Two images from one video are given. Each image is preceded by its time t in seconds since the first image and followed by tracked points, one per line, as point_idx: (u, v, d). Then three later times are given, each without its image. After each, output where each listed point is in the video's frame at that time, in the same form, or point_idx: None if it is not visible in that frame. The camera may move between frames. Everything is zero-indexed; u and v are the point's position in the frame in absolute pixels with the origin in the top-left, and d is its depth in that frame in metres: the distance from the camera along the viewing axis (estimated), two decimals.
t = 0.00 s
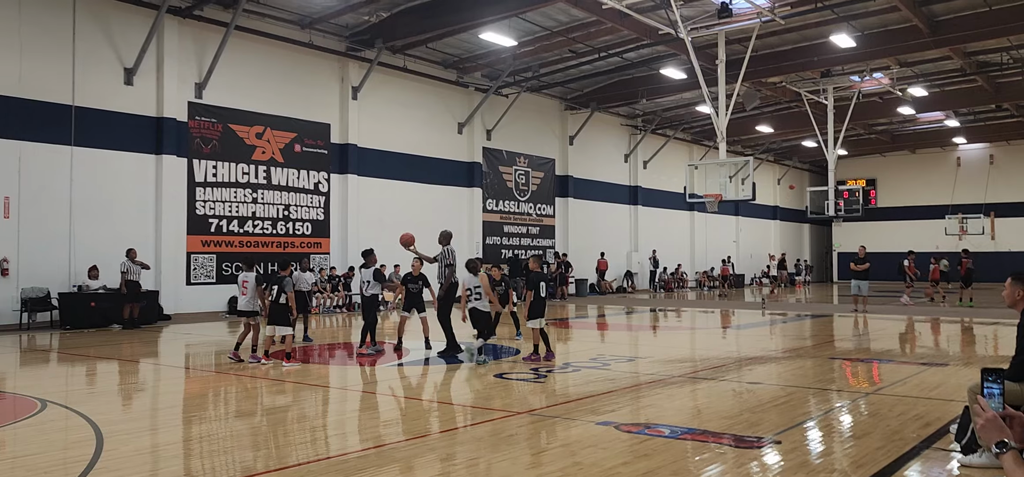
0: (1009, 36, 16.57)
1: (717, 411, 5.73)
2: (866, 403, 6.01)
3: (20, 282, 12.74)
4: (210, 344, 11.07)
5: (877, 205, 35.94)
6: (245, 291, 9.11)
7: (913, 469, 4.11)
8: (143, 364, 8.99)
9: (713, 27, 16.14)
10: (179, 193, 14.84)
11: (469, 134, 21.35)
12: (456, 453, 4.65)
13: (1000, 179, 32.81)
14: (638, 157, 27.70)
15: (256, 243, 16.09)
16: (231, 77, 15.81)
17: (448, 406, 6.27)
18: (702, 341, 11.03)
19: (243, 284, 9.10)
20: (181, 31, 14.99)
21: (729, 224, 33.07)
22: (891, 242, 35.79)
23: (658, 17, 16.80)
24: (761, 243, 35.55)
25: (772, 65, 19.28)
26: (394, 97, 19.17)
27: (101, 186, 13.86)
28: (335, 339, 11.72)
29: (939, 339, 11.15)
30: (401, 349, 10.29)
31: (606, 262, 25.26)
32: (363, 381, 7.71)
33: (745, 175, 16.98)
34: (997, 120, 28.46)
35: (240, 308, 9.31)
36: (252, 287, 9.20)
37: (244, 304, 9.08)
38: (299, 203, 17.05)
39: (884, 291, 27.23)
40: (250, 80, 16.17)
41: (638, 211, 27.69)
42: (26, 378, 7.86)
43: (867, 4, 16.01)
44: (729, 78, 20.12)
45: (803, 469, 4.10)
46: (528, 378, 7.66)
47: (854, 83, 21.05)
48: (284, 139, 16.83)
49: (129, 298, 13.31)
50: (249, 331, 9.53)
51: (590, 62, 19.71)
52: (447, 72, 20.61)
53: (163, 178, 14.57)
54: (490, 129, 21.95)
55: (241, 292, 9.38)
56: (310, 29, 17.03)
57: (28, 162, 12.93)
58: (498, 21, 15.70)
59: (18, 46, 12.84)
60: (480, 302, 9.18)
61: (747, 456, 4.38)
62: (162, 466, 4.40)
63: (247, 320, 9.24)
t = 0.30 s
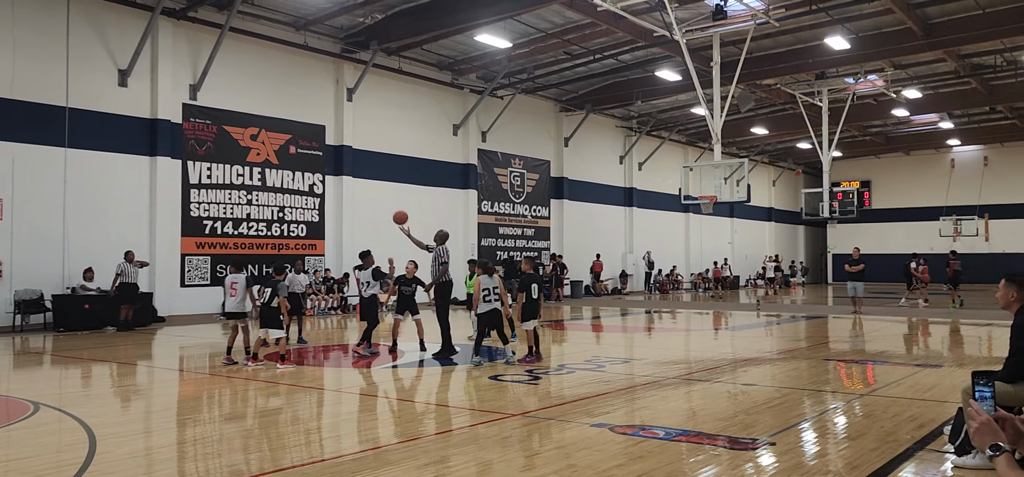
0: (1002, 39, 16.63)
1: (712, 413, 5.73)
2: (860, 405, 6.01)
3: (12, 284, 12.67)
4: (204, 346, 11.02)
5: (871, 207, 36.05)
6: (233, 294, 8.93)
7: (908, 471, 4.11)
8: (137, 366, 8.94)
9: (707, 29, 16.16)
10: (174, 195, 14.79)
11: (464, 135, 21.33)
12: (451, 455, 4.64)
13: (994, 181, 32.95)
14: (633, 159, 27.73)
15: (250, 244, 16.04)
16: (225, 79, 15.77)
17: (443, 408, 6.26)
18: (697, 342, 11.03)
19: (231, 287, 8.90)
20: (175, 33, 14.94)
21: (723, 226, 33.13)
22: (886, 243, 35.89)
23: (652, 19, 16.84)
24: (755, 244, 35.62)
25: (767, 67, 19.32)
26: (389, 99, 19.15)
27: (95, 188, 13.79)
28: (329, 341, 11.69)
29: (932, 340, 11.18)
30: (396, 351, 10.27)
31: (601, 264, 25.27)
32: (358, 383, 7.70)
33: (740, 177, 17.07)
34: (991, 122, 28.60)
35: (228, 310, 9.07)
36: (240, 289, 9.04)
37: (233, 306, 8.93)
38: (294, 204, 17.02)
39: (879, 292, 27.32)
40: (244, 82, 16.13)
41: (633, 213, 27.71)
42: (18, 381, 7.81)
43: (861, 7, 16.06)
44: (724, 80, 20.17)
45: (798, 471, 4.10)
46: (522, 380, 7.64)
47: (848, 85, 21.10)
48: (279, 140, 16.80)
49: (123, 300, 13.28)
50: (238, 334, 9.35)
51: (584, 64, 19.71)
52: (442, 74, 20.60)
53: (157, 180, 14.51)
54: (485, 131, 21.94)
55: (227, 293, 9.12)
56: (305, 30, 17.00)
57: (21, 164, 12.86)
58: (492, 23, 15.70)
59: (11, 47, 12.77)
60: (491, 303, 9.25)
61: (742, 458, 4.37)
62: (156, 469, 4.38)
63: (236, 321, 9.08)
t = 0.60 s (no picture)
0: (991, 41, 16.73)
1: (704, 414, 5.74)
2: (851, 406, 6.05)
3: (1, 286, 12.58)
4: (194, 347, 10.96)
5: (862, 209, 36.22)
6: (212, 297, 8.84)
7: (898, 471, 4.14)
8: (127, 368, 8.89)
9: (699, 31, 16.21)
10: (164, 196, 14.72)
11: (456, 136, 21.31)
12: (443, 457, 4.63)
13: (983, 182, 33.17)
14: (625, 160, 27.77)
15: (242, 246, 15.98)
16: (216, 79, 15.71)
17: (436, 410, 6.25)
18: (689, 344, 11.05)
19: (209, 290, 8.84)
20: (166, 33, 14.87)
21: (715, 227, 33.23)
22: (876, 244, 36.09)
23: (645, 21, 16.87)
24: (747, 246, 35.74)
25: (759, 70, 19.40)
26: (381, 100, 19.12)
27: (85, 189, 13.71)
28: (321, 342, 11.65)
29: (922, 341, 11.23)
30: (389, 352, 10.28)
31: (593, 265, 25.31)
32: (350, 384, 7.69)
33: (732, 178, 17.16)
34: (980, 124, 28.82)
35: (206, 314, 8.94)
36: (219, 293, 8.96)
37: (214, 309, 8.82)
38: (286, 205, 16.96)
39: (869, 294, 27.46)
40: (236, 82, 16.07)
41: (625, 214, 27.76)
42: (6, 383, 7.75)
43: (852, 9, 16.13)
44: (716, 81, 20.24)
45: (789, 472, 4.11)
46: (514, 382, 7.64)
47: (839, 87, 21.18)
48: (271, 141, 16.75)
49: (113, 301, 13.22)
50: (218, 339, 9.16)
51: (577, 65, 19.74)
52: (435, 75, 20.59)
53: (148, 181, 14.44)
54: (477, 132, 21.93)
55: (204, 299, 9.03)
56: (297, 31, 16.95)
57: (10, 164, 12.76)
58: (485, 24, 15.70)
59: None
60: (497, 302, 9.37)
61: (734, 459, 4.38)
62: (145, 472, 4.35)
63: (217, 326, 8.91)
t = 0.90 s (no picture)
0: (986, 44, 16.80)
1: (700, 415, 5.75)
2: (847, 406, 6.06)
3: None
4: (190, 347, 10.93)
5: (858, 210, 36.32)
6: (191, 296, 8.68)
7: (893, 472, 4.15)
8: (122, 368, 8.86)
9: (697, 32, 16.23)
10: (160, 196, 14.68)
11: (453, 137, 21.31)
12: (439, 457, 4.63)
13: (978, 183, 33.29)
14: (622, 160, 27.81)
15: (238, 245, 15.95)
16: (213, 79, 15.67)
17: (432, 410, 6.24)
18: (685, 344, 11.07)
19: (189, 289, 8.70)
20: (162, 32, 14.84)
21: (712, 228, 33.29)
22: (872, 246, 36.19)
23: (642, 22, 16.89)
24: (743, 247, 35.81)
25: (756, 70, 19.43)
26: (378, 100, 19.11)
27: (80, 188, 13.65)
28: (317, 342, 11.64)
29: (918, 342, 11.27)
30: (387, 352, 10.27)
31: (590, 265, 25.33)
32: (346, 385, 7.68)
33: (728, 179, 17.18)
34: (975, 125, 28.95)
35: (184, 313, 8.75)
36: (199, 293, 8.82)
37: (191, 309, 8.65)
38: (282, 205, 16.94)
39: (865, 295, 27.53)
40: (232, 81, 16.03)
41: (621, 215, 27.77)
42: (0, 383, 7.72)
43: (848, 11, 16.18)
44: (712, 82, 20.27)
45: (786, 473, 4.12)
46: (510, 382, 7.65)
47: (836, 88, 21.21)
48: (267, 141, 16.73)
49: (109, 301, 13.17)
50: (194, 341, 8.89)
51: (574, 66, 19.74)
52: (432, 75, 20.57)
53: (144, 180, 14.40)
54: (474, 132, 21.92)
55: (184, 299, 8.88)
56: (294, 30, 16.91)
57: (4, 163, 12.72)
58: (482, 24, 15.70)
59: None
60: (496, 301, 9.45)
61: (730, 460, 4.38)
62: (140, 472, 4.33)
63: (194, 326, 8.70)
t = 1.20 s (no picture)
0: (996, 44, 16.70)
1: (707, 416, 5.73)
2: (855, 408, 6.03)
3: (5, 286, 12.63)
4: (198, 347, 10.99)
5: (866, 211, 36.16)
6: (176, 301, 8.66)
7: (902, 474, 4.12)
8: (131, 368, 8.92)
9: (705, 32, 16.20)
10: (169, 196, 14.76)
11: (461, 137, 21.34)
12: (446, 459, 4.64)
13: (988, 184, 33.08)
14: (630, 161, 27.78)
15: (246, 246, 16.03)
16: (221, 79, 15.75)
17: (440, 411, 6.26)
18: (693, 345, 11.04)
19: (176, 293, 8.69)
20: (171, 33, 14.92)
21: (720, 229, 33.23)
22: (881, 247, 36.02)
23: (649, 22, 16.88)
24: (751, 247, 35.72)
25: (764, 71, 19.35)
26: (386, 100, 19.15)
27: (90, 188, 13.74)
28: (326, 342, 11.68)
29: (927, 344, 11.20)
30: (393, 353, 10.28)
31: (598, 266, 25.33)
32: (353, 385, 7.70)
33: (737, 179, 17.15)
34: (985, 126, 28.77)
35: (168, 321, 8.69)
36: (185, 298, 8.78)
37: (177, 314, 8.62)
38: (290, 205, 17.00)
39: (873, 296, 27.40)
40: (241, 82, 16.10)
41: (629, 216, 27.73)
42: (11, 383, 7.78)
43: (857, 11, 16.13)
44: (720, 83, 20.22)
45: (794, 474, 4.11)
46: (518, 382, 7.66)
47: (844, 88, 21.14)
48: (275, 141, 16.79)
49: (118, 301, 13.25)
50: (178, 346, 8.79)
51: (582, 66, 19.71)
52: (440, 75, 20.60)
53: (153, 181, 14.48)
54: (482, 133, 21.96)
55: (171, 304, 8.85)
56: (302, 31, 16.97)
57: (15, 164, 12.82)
58: (489, 25, 15.71)
59: (4, 46, 12.71)
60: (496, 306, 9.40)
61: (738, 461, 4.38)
62: (147, 472, 4.36)
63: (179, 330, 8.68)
